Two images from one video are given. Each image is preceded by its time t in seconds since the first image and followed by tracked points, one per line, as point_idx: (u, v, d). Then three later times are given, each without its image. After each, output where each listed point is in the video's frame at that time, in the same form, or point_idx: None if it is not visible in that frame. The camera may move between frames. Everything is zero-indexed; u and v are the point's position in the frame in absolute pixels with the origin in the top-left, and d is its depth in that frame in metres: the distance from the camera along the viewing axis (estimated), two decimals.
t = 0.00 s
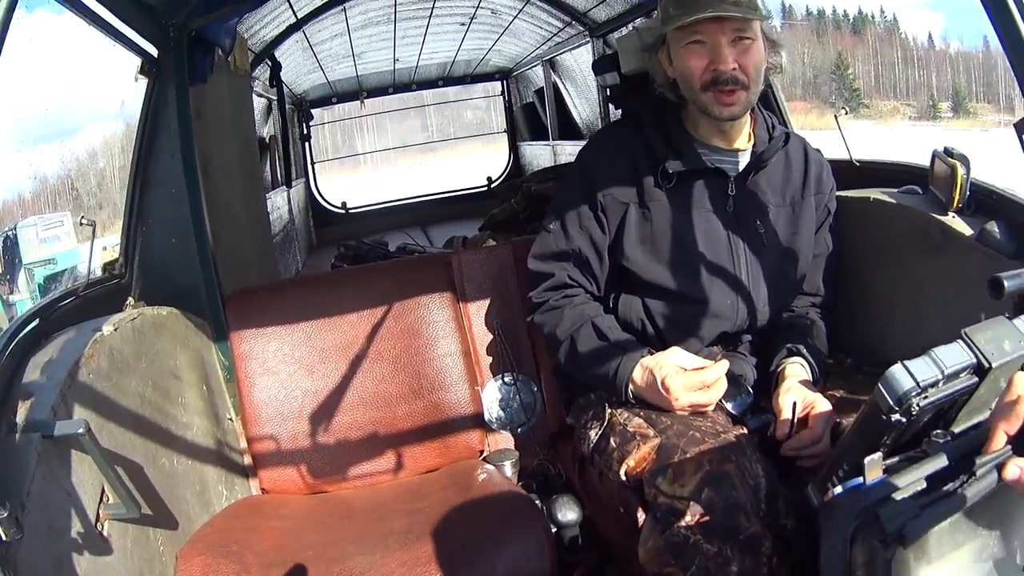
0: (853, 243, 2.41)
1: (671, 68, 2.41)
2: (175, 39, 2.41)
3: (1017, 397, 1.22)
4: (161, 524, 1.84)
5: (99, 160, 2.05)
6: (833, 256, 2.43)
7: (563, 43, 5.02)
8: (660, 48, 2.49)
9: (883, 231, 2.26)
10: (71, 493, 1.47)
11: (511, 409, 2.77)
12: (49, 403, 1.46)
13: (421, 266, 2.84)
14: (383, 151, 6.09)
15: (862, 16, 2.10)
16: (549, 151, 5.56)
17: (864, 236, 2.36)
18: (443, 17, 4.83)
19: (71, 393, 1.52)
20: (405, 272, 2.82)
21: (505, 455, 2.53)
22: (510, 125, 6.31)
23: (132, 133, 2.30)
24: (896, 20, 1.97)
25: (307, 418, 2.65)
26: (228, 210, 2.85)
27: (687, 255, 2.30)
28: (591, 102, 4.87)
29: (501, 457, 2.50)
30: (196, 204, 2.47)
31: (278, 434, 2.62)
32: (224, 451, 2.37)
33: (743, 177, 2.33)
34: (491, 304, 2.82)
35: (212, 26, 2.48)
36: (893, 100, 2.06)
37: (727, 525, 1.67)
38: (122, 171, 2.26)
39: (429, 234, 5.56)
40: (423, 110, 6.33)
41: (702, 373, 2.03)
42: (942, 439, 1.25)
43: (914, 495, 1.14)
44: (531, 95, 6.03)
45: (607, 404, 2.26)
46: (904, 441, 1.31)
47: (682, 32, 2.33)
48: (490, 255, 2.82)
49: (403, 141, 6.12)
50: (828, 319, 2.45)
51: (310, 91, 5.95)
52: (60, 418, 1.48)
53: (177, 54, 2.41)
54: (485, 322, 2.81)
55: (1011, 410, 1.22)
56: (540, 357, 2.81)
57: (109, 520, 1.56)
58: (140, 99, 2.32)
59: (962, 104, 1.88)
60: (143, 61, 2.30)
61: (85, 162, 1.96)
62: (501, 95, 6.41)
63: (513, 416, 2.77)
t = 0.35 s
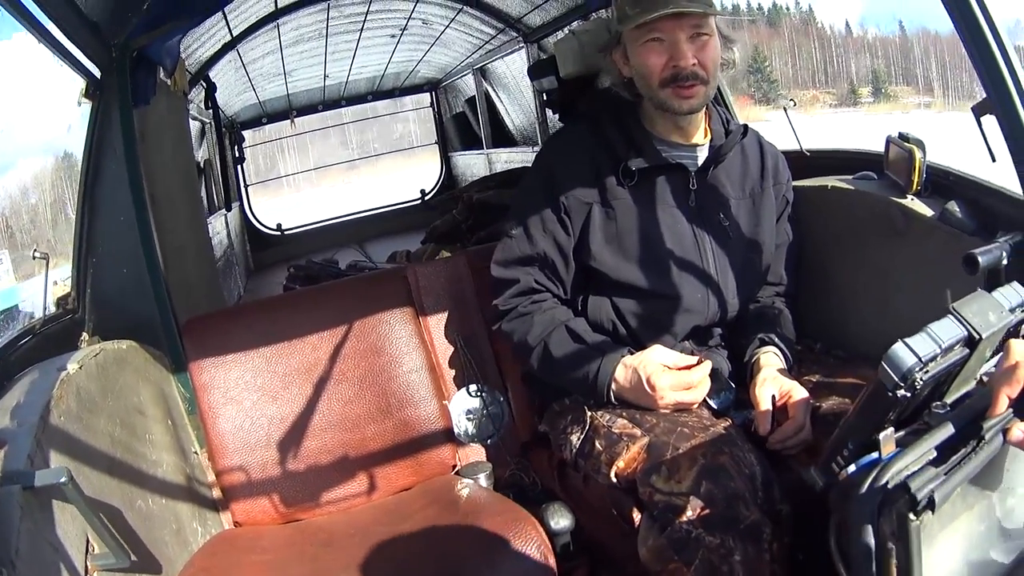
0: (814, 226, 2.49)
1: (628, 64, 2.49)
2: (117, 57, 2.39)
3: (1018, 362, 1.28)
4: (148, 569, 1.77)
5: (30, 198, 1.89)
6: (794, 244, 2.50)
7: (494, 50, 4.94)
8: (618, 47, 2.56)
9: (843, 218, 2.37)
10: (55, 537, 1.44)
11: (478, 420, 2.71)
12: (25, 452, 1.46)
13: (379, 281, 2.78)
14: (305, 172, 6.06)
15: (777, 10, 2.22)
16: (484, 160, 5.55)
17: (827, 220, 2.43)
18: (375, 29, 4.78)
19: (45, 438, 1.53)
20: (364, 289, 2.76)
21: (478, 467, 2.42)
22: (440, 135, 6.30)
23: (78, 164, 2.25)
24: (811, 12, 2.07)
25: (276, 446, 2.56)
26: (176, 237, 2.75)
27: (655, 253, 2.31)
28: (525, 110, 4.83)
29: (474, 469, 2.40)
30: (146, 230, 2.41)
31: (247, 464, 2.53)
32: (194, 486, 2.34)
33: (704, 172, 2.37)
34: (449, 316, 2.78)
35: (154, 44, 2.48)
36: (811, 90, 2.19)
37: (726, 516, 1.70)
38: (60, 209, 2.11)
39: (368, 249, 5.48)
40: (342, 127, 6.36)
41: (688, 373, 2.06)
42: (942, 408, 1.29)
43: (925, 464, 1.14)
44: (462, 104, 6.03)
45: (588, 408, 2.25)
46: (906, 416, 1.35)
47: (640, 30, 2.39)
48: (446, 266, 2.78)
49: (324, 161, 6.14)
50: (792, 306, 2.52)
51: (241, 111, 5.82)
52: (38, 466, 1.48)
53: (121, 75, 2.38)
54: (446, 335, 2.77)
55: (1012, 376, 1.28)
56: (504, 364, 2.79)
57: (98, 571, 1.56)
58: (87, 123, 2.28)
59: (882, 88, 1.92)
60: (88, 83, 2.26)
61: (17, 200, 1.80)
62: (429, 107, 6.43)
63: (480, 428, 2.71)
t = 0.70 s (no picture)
0: (790, 227, 2.56)
1: (605, 74, 2.56)
2: (102, 74, 2.42)
3: (993, 339, 1.35)
4: None
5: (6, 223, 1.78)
6: (770, 243, 2.58)
7: (467, 65, 4.96)
8: (595, 57, 2.63)
9: (818, 216, 2.45)
10: (57, 546, 1.46)
11: (465, 428, 2.73)
12: (24, 462, 1.47)
13: (363, 292, 2.81)
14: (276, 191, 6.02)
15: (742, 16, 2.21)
16: (459, 174, 5.60)
17: (801, 219, 2.52)
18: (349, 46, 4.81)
19: (43, 450, 1.54)
20: (349, 301, 2.78)
21: (466, 474, 2.48)
22: (415, 151, 6.31)
23: (64, 186, 2.27)
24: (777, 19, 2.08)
25: (267, 458, 2.57)
26: (161, 253, 2.76)
27: (636, 256, 2.36)
28: (499, 123, 4.88)
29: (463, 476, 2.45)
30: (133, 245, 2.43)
31: (239, 477, 2.53)
32: (186, 500, 2.35)
33: (682, 177, 2.42)
34: (433, 326, 2.81)
35: (138, 61, 2.50)
36: (783, 94, 2.17)
37: (718, 506, 1.75)
38: (31, 236, 1.99)
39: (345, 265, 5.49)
40: (312, 146, 6.41)
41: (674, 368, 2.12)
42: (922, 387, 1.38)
43: (907, 439, 1.21)
44: (434, 119, 6.06)
45: (576, 408, 2.29)
46: (887, 396, 1.41)
47: (618, 41, 2.46)
48: (429, 278, 2.82)
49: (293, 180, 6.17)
50: (771, 304, 2.59)
51: (216, 130, 5.82)
52: (38, 476, 1.49)
53: (104, 91, 2.40)
54: (431, 344, 2.80)
55: (989, 352, 1.35)
56: (489, 371, 2.82)
57: None
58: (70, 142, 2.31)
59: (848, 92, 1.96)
60: (73, 99, 2.28)
61: None
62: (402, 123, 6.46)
63: (467, 435, 2.72)
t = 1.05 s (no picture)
0: (775, 221, 2.60)
1: (594, 70, 2.57)
2: (93, 70, 2.40)
3: (978, 315, 1.38)
4: None
5: None
6: (757, 236, 2.60)
7: (452, 66, 4.97)
8: (583, 52, 2.64)
9: (805, 207, 2.47)
10: (46, 538, 1.45)
11: (455, 424, 2.73)
12: (12, 453, 1.45)
13: (352, 288, 2.80)
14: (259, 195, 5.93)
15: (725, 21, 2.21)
16: (444, 175, 5.60)
17: (786, 211, 2.55)
18: (335, 47, 4.80)
19: (32, 440, 1.53)
20: (339, 297, 2.77)
21: (458, 468, 2.49)
22: (398, 151, 6.28)
23: (51, 189, 2.24)
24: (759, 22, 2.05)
25: (256, 454, 2.56)
26: (149, 251, 2.74)
27: (625, 248, 2.37)
28: (484, 124, 4.89)
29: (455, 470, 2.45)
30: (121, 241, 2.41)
31: (228, 474, 2.51)
32: (175, 497, 2.33)
33: (670, 171, 2.45)
34: (423, 322, 2.82)
35: (129, 57, 2.49)
36: (763, 100, 2.17)
37: (712, 491, 1.76)
38: (8, 237, 1.96)
39: (330, 268, 5.47)
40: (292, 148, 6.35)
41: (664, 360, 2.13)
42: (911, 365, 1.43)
43: (899, 411, 1.23)
44: (419, 121, 6.05)
45: (567, 399, 2.30)
46: (879, 373, 1.43)
47: (606, 37, 2.47)
48: (418, 274, 2.82)
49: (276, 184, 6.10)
50: (759, 296, 2.61)
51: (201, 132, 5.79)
52: (25, 466, 1.48)
53: (94, 88, 2.37)
54: (421, 339, 2.80)
55: (974, 328, 1.39)
56: (479, 368, 2.84)
57: None
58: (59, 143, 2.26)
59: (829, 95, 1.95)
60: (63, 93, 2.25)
61: None
62: (387, 124, 6.43)
63: (456, 430, 2.72)
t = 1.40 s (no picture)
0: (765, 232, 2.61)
1: (587, 79, 2.59)
2: (86, 68, 2.39)
3: (966, 325, 1.41)
4: None
5: None
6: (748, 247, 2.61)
7: (446, 73, 4.98)
8: (577, 62, 2.65)
9: (796, 218, 2.48)
10: (32, 537, 1.44)
11: (443, 430, 2.73)
12: None
13: (342, 293, 2.80)
14: (249, 199, 6.02)
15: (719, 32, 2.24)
16: (435, 182, 5.60)
17: (776, 222, 2.56)
18: (330, 52, 4.80)
19: (20, 439, 1.52)
20: (329, 302, 2.77)
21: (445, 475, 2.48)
22: (391, 158, 6.28)
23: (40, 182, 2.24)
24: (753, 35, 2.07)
25: (244, 458, 2.54)
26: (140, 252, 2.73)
27: (616, 257, 2.37)
28: (477, 132, 4.90)
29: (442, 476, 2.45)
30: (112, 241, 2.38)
31: (215, 477, 2.50)
32: (162, 499, 2.32)
33: (661, 181, 2.45)
34: (413, 328, 2.81)
35: (123, 55, 2.47)
36: (756, 112, 2.18)
37: (699, 500, 1.76)
38: None
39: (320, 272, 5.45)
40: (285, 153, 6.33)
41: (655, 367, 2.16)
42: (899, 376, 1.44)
43: (888, 420, 1.23)
44: (411, 128, 6.05)
45: (555, 406, 2.30)
46: (869, 382, 1.43)
47: (600, 46, 2.49)
48: (409, 280, 2.81)
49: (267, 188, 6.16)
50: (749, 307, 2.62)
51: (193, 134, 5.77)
52: (13, 465, 1.46)
53: (89, 86, 2.36)
54: (410, 346, 2.80)
55: (962, 337, 1.41)
56: (467, 374, 2.82)
57: None
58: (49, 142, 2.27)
59: (821, 109, 1.92)
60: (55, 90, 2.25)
61: None
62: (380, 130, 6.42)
63: (446, 437, 2.72)
